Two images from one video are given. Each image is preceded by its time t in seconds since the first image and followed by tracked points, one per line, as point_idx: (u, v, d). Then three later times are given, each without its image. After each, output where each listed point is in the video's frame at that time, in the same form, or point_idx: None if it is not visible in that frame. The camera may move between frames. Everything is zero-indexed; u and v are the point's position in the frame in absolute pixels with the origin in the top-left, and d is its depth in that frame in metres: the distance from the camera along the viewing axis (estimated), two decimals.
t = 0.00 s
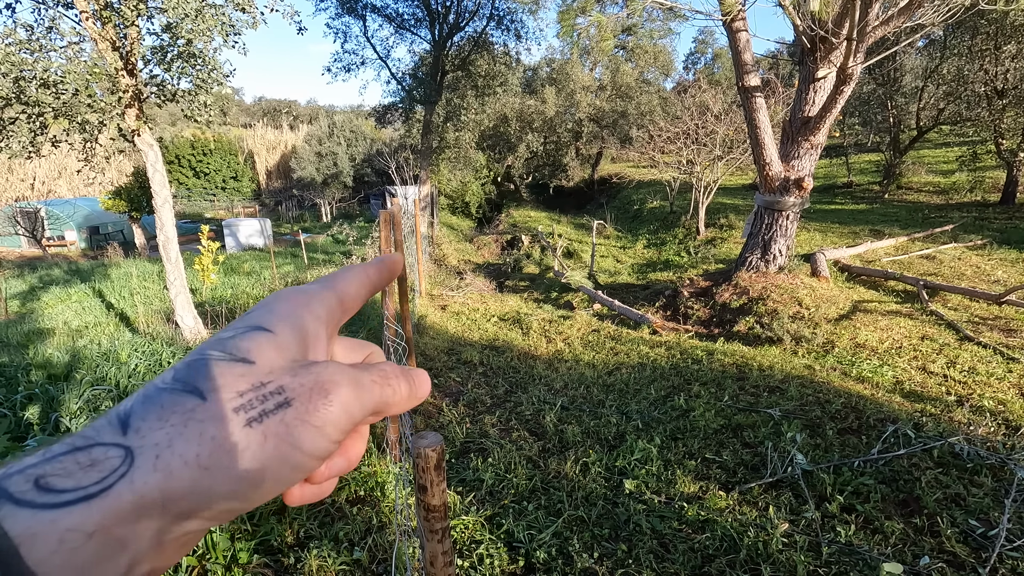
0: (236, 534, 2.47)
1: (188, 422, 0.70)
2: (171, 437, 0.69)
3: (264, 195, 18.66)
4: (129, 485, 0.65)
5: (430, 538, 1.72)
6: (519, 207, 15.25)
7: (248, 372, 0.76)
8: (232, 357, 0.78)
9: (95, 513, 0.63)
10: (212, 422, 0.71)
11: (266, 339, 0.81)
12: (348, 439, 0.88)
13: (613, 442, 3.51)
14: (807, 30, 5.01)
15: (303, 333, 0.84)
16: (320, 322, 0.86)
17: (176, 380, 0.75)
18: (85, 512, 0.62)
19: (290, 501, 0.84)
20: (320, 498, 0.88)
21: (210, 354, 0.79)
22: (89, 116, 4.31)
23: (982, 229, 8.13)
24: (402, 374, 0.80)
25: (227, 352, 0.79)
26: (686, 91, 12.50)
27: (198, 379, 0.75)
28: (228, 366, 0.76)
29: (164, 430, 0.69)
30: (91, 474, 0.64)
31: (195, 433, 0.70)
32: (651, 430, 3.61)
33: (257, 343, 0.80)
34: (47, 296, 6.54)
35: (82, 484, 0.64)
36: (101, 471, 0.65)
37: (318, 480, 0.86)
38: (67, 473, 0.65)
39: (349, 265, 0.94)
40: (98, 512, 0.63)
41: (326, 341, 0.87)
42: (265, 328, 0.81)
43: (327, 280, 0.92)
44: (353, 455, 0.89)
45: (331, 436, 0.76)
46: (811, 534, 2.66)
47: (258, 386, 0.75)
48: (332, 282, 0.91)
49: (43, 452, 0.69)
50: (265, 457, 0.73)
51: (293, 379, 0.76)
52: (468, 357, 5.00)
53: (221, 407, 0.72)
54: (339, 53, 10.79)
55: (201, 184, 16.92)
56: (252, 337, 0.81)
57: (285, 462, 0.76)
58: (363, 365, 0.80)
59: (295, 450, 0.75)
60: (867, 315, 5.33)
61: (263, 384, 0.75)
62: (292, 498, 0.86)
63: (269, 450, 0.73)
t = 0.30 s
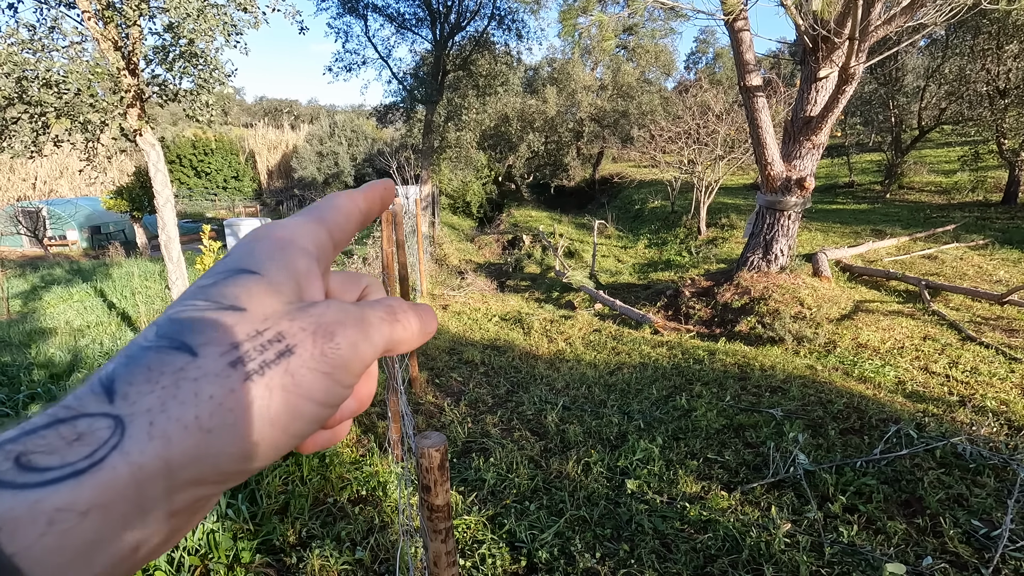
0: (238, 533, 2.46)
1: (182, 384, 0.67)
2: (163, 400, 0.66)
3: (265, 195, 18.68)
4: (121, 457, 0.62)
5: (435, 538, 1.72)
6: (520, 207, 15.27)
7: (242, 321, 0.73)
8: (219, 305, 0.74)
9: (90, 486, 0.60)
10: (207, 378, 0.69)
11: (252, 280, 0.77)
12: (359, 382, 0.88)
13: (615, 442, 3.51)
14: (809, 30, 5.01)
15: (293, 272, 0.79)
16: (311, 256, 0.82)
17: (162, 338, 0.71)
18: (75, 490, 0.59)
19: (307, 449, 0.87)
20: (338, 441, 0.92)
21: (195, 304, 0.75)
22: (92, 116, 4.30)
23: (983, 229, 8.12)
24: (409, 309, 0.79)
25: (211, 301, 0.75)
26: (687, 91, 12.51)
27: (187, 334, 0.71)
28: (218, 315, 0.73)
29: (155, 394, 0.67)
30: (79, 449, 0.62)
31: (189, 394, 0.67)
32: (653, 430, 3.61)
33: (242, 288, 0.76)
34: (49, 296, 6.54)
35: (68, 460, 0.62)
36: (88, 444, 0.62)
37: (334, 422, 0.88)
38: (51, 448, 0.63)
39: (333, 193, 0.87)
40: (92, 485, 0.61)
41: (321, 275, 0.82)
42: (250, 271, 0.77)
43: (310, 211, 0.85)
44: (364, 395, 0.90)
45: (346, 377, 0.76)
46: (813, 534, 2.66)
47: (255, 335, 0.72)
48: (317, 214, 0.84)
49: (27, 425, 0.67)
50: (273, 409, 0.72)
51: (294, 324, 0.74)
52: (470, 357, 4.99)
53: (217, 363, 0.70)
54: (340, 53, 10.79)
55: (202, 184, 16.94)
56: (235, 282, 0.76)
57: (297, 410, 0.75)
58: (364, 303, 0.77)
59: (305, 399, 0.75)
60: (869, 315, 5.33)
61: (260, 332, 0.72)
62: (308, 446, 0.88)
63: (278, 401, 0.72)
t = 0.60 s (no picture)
0: (239, 533, 2.46)
1: (178, 363, 0.69)
2: (157, 374, 0.68)
3: (266, 194, 18.68)
4: (104, 426, 0.63)
5: (435, 538, 1.72)
6: (520, 206, 15.26)
7: (249, 311, 0.76)
8: (232, 291, 0.79)
9: (68, 451, 0.61)
10: (203, 362, 0.70)
11: (271, 274, 0.81)
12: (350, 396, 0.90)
13: (615, 442, 3.51)
14: (810, 29, 5.00)
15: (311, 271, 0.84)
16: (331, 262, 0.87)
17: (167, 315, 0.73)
18: (55, 452, 0.60)
19: (284, 457, 0.88)
20: (317, 453, 0.92)
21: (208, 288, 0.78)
22: (93, 116, 4.30)
23: (985, 228, 8.10)
24: (415, 327, 0.79)
25: (228, 287, 0.79)
26: (688, 91, 12.49)
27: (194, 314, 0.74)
28: (227, 301, 0.77)
29: (149, 368, 0.68)
30: (64, 411, 0.63)
31: (183, 374, 0.69)
32: (654, 430, 3.60)
33: (259, 279, 0.80)
34: (50, 296, 6.54)
35: (51, 422, 0.63)
36: (73, 407, 0.63)
37: (316, 433, 0.89)
38: (35, 406, 0.64)
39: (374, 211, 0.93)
40: (69, 451, 0.61)
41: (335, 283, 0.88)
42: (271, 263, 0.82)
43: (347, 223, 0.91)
44: (351, 413, 0.92)
45: (334, 386, 0.76)
46: (814, 534, 2.65)
47: (258, 327, 0.74)
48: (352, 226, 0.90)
49: (17, 382, 0.68)
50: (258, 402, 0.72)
51: (297, 323, 0.75)
52: (470, 357, 4.99)
53: (213, 347, 0.71)
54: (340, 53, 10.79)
55: (203, 183, 16.96)
56: (256, 271, 0.81)
57: (284, 409, 0.75)
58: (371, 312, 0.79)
59: (291, 399, 0.75)
60: (870, 315, 5.32)
61: (263, 325, 0.74)
62: (286, 453, 0.89)
63: (264, 395, 0.72)
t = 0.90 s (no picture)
0: (239, 533, 2.46)
1: (173, 421, 0.72)
2: (156, 434, 0.72)
3: (267, 194, 18.68)
4: (110, 485, 0.68)
5: (434, 537, 1.73)
6: (521, 206, 15.25)
7: (240, 368, 0.77)
8: (219, 346, 0.79)
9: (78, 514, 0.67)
10: (196, 417, 0.73)
11: (255, 326, 0.81)
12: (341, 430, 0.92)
13: (616, 441, 3.51)
14: (811, 29, 5.00)
15: (296, 318, 0.84)
16: (313, 308, 0.86)
17: (162, 372, 0.76)
18: (67, 515, 0.66)
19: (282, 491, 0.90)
20: (311, 485, 0.94)
21: (199, 343, 0.80)
22: (93, 116, 4.29)
23: (986, 228, 8.09)
24: (395, 354, 0.82)
25: (214, 341, 0.79)
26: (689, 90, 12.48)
27: (185, 372, 0.76)
28: (217, 357, 0.78)
29: (149, 427, 0.72)
30: (71, 476, 0.68)
31: (179, 430, 0.72)
32: (654, 430, 3.60)
33: (244, 331, 0.80)
34: (51, 296, 6.53)
35: (62, 486, 0.67)
36: (80, 472, 0.68)
37: (312, 468, 0.91)
38: (46, 472, 0.69)
39: (352, 246, 0.91)
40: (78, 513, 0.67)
41: (317, 326, 0.87)
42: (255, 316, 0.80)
43: (326, 260, 0.89)
44: (346, 444, 0.95)
45: (324, 427, 0.79)
46: (814, 534, 2.65)
47: (247, 379, 0.76)
48: (332, 265, 0.88)
49: (28, 446, 0.73)
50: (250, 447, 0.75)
51: (284, 371, 0.77)
52: (470, 356, 4.99)
53: (207, 404, 0.74)
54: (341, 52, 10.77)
55: (203, 183, 16.96)
56: (241, 324, 0.80)
57: (273, 454, 0.77)
58: (351, 351, 0.80)
59: (282, 442, 0.77)
60: (871, 315, 5.31)
61: (253, 377, 0.76)
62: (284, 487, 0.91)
63: (256, 442, 0.75)
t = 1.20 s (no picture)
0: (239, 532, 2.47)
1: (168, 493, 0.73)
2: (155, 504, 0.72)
3: (267, 194, 18.69)
4: (108, 548, 0.68)
5: (435, 537, 1.72)
6: (522, 206, 15.27)
7: (231, 447, 0.79)
8: (213, 425, 0.80)
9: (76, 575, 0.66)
10: (190, 493, 0.74)
11: (253, 412, 0.84)
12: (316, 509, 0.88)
13: (617, 441, 3.50)
14: (812, 28, 4.99)
15: (286, 405, 0.87)
16: (303, 394, 0.89)
17: (165, 445, 0.78)
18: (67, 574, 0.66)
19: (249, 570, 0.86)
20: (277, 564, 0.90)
21: (197, 420, 0.81)
22: (94, 115, 4.29)
23: (988, 228, 8.08)
24: (370, 446, 0.84)
25: (211, 422, 0.81)
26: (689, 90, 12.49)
27: (185, 448, 0.78)
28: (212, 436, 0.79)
29: (148, 497, 0.73)
30: (75, 535, 0.68)
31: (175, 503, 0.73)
32: (655, 430, 3.59)
33: (241, 414, 0.82)
34: (51, 296, 6.53)
35: (66, 545, 0.67)
36: (83, 533, 0.68)
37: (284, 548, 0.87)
38: (53, 531, 0.69)
39: (342, 337, 0.95)
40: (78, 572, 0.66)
41: (304, 414, 0.89)
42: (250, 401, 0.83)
43: (318, 350, 0.93)
44: (318, 521, 0.89)
45: (300, 511, 0.79)
46: (815, 534, 2.65)
47: (238, 459, 0.77)
48: (321, 354, 0.92)
49: (35, 507, 0.72)
50: (233, 527, 0.75)
51: (271, 454, 0.79)
52: (471, 356, 4.99)
53: (200, 480, 0.75)
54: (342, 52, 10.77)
55: (204, 183, 16.99)
56: (239, 407, 0.83)
57: (255, 533, 0.77)
58: (337, 438, 0.84)
59: (261, 525, 0.77)
60: (872, 315, 5.30)
61: (242, 459, 0.77)
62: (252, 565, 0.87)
63: (239, 519, 0.75)
